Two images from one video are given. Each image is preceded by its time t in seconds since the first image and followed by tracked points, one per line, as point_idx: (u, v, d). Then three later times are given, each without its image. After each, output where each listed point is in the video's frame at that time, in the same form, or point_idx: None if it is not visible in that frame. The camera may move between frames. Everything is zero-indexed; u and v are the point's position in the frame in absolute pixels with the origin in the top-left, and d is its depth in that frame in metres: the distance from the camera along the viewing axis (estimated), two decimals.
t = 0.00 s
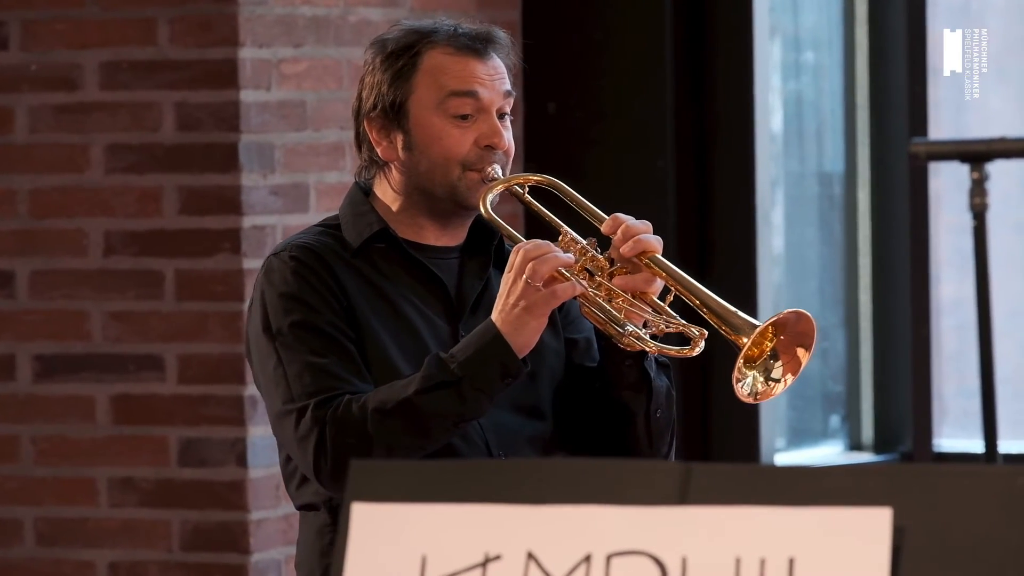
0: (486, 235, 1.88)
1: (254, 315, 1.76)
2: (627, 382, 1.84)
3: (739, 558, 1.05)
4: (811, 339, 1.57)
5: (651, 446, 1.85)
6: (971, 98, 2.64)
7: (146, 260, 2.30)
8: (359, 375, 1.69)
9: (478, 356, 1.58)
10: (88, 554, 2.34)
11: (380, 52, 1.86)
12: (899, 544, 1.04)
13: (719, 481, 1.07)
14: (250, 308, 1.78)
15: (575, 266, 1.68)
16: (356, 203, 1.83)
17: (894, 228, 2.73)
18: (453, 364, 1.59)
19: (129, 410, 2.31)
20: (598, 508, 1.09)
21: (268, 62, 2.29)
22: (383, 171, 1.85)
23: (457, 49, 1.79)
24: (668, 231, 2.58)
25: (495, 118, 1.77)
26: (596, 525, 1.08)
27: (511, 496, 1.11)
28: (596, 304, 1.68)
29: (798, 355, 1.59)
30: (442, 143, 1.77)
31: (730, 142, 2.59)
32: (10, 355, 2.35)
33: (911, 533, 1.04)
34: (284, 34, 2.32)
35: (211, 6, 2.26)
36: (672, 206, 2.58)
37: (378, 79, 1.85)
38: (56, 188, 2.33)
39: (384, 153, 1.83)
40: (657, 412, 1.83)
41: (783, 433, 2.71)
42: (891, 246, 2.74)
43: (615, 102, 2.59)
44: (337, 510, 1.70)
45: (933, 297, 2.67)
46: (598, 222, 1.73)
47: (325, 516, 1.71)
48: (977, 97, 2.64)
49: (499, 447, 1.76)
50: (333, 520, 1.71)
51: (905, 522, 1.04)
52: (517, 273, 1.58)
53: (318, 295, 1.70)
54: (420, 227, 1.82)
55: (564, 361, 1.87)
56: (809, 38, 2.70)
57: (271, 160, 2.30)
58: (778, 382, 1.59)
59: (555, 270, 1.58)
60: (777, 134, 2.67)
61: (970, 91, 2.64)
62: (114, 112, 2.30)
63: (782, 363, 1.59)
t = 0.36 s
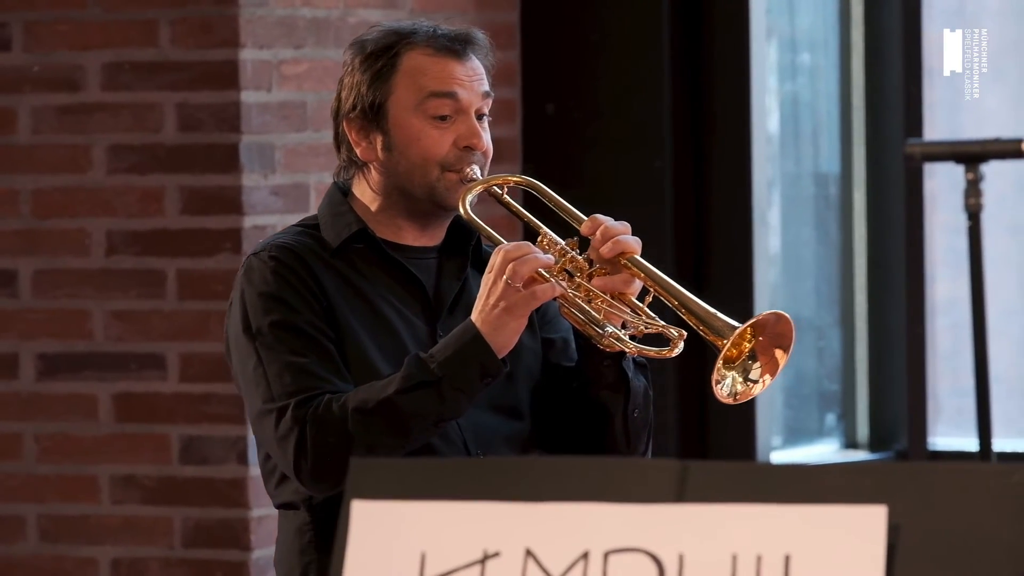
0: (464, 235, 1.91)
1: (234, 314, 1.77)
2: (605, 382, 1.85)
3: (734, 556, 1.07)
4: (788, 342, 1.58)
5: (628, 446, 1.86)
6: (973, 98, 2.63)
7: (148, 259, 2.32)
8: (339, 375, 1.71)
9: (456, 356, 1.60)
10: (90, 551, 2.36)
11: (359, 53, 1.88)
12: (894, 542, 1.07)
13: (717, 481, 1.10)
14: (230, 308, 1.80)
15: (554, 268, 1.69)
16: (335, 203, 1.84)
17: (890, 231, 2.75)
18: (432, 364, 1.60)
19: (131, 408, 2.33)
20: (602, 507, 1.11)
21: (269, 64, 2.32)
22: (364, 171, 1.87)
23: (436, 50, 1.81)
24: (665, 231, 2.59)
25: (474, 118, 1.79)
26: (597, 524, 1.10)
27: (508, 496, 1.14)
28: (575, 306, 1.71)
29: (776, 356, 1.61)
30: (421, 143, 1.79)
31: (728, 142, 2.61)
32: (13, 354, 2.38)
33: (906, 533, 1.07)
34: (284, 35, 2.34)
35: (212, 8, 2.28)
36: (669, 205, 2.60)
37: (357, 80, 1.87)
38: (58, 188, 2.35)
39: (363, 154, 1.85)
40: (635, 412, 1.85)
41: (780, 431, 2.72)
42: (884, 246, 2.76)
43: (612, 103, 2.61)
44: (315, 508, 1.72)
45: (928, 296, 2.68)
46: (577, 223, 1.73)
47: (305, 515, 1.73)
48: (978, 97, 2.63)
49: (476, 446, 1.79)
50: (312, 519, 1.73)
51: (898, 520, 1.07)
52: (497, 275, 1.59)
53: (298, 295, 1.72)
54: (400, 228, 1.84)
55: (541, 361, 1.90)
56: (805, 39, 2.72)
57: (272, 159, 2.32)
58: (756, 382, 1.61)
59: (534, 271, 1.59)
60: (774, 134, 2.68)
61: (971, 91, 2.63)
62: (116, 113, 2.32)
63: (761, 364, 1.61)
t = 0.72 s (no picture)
0: (430, 239, 2.02)
1: (213, 318, 1.85)
2: (575, 378, 1.96)
3: (726, 545, 1.14)
4: (756, 336, 1.68)
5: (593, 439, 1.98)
6: (973, 98, 2.71)
7: (162, 260, 2.42)
8: (317, 373, 1.80)
9: (435, 355, 1.70)
10: (107, 539, 2.46)
11: (330, 64, 1.97)
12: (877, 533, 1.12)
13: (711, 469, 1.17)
14: (208, 312, 1.88)
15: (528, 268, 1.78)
16: (308, 209, 1.94)
17: (874, 235, 2.85)
18: (413, 364, 1.71)
19: (146, 402, 2.43)
20: (597, 496, 1.19)
21: (278, 72, 2.41)
22: (335, 178, 1.97)
23: (405, 61, 1.92)
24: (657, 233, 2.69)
25: (442, 126, 1.90)
26: (593, 514, 1.18)
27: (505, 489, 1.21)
28: (548, 303, 1.81)
29: (744, 348, 1.70)
30: (390, 150, 1.89)
31: (718, 146, 2.70)
32: (33, 350, 2.47)
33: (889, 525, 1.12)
34: (293, 44, 2.43)
35: (224, 18, 2.37)
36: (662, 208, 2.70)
37: (328, 90, 1.96)
38: (76, 191, 2.45)
39: (334, 161, 1.95)
40: (602, 406, 1.97)
41: (768, 426, 2.83)
42: (870, 249, 2.86)
43: (607, 109, 2.71)
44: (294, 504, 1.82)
45: (911, 296, 2.77)
46: (546, 226, 1.82)
47: (285, 511, 1.83)
48: (979, 96, 2.71)
49: (449, 442, 1.88)
50: (292, 514, 1.82)
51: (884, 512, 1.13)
52: (473, 275, 1.69)
53: (277, 298, 1.81)
54: (371, 232, 1.95)
55: (506, 359, 1.99)
56: (793, 49, 2.82)
57: (281, 164, 2.42)
58: (727, 373, 1.72)
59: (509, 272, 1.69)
60: (763, 140, 2.78)
61: (971, 91, 2.71)
62: (132, 119, 2.42)
63: (729, 356, 1.71)
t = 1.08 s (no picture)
0: (390, 236, 2.07)
1: (188, 321, 1.88)
2: (543, 360, 2.02)
3: (720, 536, 1.08)
4: (722, 306, 1.77)
5: (562, 419, 2.03)
6: (974, 98, 2.77)
7: (174, 259, 2.50)
8: (294, 368, 1.85)
9: (412, 344, 1.76)
10: (120, 531, 2.53)
11: (286, 69, 2.03)
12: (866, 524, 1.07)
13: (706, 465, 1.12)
14: (181, 316, 1.91)
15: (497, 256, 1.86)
16: (271, 212, 1.99)
17: (864, 235, 2.93)
18: (389, 353, 1.76)
19: (158, 398, 2.51)
20: (593, 489, 1.14)
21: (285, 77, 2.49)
22: (297, 181, 2.03)
23: (360, 63, 1.99)
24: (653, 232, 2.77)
25: (398, 124, 1.97)
26: (591, 505, 1.13)
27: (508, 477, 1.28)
28: (519, 287, 1.88)
29: (710, 318, 1.79)
30: (351, 149, 1.96)
31: (712, 149, 2.78)
32: (47, 347, 2.54)
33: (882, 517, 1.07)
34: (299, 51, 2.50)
35: (234, 26, 2.45)
36: (658, 209, 2.78)
37: (287, 94, 2.02)
38: (90, 193, 2.52)
39: (296, 163, 2.01)
40: (570, 387, 2.03)
41: (760, 421, 2.89)
42: (861, 251, 2.94)
43: (603, 114, 2.79)
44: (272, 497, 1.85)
45: (899, 296, 2.85)
46: (511, 214, 1.89)
47: (262, 506, 1.86)
48: (979, 96, 2.77)
49: (418, 435, 1.95)
50: (269, 509, 1.85)
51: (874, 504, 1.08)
52: (446, 263, 1.76)
53: (251, 298, 1.85)
54: (333, 231, 2.01)
55: (469, 347, 2.08)
56: (784, 56, 2.90)
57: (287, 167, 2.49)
58: (699, 344, 1.80)
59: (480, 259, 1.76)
60: (757, 144, 2.86)
61: (971, 91, 2.77)
62: (144, 124, 2.50)
63: (698, 328, 1.80)
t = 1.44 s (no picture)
0: (367, 239, 2.08)
1: (173, 326, 1.89)
2: (522, 356, 2.08)
3: (716, 531, 1.14)
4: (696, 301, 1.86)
5: (541, 412, 2.10)
6: (974, 98, 2.84)
7: (183, 260, 2.57)
8: (279, 370, 1.86)
9: (394, 343, 1.79)
10: (131, 524, 2.60)
11: (262, 78, 2.04)
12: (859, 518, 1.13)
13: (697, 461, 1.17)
14: (165, 321, 1.92)
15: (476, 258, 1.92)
16: (252, 218, 2.00)
17: (858, 235, 2.99)
18: (373, 352, 1.79)
19: (168, 394, 2.57)
20: (590, 485, 1.18)
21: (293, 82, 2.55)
22: (275, 187, 2.03)
23: (334, 70, 1.99)
24: (650, 233, 2.83)
25: (373, 129, 1.98)
26: (591, 500, 1.18)
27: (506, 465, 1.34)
28: (498, 288, 1.94)
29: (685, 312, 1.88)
30: (328, 156, 1.96)
31: (708, 152, 2.85)
32: (61, 345, 2.60)
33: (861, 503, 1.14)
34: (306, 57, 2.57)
35: (242, 31, 2.52)
36: (655, 210, 2.85)
37: (263, 102, 2.02)
38: (102, 195, 2.59)
39: (274, 170, 2.01)
40: (548, 381, 2.10)
41: (755, 417, 2.96)
42: (852, 249, 3.01)
43: (602, 117, 2.85)
44: (260, 497, 1.86)
45: (891, 296, 2.90)
46: (486, 214, 1.95)
47: (249, 506, 1.87)
48: (979, 96, 2.83)
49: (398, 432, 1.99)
50: (256, 509, 1.87)
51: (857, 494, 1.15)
52: (427, 265, 1.80)
53: (235, 302, 1.86)
54: (312, 235, 2.01)
55: (447, 344, 2.13)
56: (779, 61, 2.96)
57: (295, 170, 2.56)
58: (676, 336, 1.89)
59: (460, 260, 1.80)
60: (751, 147, 2.92)
61: (971, 91, 2.83)
62: (154, 127, 2.56)
63: (675, 321, 1.89)
